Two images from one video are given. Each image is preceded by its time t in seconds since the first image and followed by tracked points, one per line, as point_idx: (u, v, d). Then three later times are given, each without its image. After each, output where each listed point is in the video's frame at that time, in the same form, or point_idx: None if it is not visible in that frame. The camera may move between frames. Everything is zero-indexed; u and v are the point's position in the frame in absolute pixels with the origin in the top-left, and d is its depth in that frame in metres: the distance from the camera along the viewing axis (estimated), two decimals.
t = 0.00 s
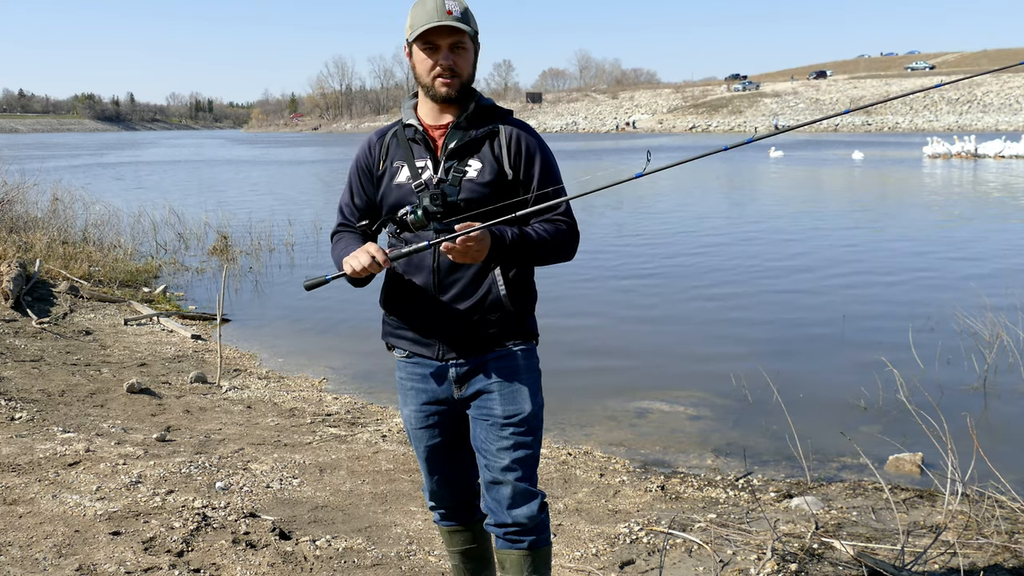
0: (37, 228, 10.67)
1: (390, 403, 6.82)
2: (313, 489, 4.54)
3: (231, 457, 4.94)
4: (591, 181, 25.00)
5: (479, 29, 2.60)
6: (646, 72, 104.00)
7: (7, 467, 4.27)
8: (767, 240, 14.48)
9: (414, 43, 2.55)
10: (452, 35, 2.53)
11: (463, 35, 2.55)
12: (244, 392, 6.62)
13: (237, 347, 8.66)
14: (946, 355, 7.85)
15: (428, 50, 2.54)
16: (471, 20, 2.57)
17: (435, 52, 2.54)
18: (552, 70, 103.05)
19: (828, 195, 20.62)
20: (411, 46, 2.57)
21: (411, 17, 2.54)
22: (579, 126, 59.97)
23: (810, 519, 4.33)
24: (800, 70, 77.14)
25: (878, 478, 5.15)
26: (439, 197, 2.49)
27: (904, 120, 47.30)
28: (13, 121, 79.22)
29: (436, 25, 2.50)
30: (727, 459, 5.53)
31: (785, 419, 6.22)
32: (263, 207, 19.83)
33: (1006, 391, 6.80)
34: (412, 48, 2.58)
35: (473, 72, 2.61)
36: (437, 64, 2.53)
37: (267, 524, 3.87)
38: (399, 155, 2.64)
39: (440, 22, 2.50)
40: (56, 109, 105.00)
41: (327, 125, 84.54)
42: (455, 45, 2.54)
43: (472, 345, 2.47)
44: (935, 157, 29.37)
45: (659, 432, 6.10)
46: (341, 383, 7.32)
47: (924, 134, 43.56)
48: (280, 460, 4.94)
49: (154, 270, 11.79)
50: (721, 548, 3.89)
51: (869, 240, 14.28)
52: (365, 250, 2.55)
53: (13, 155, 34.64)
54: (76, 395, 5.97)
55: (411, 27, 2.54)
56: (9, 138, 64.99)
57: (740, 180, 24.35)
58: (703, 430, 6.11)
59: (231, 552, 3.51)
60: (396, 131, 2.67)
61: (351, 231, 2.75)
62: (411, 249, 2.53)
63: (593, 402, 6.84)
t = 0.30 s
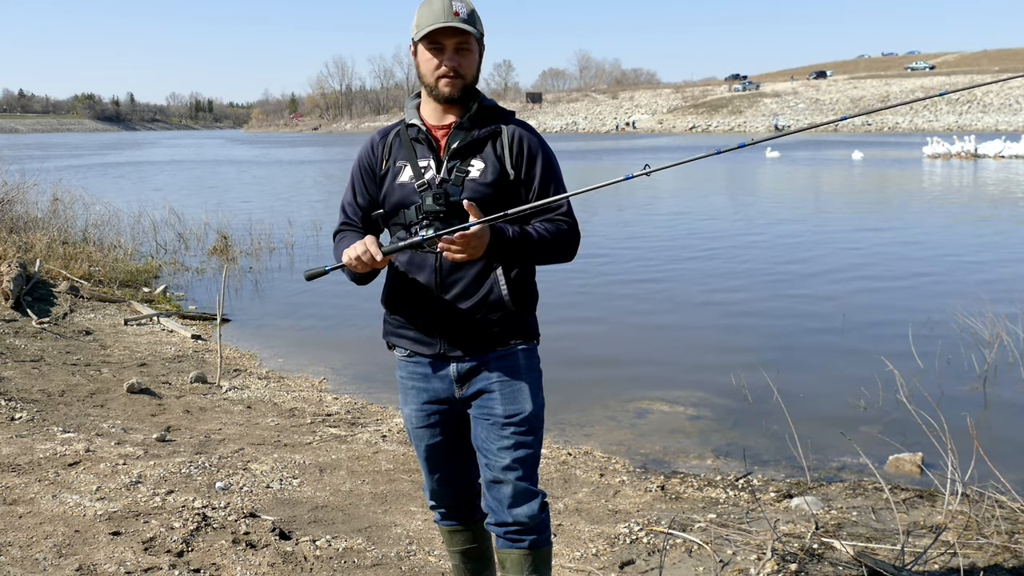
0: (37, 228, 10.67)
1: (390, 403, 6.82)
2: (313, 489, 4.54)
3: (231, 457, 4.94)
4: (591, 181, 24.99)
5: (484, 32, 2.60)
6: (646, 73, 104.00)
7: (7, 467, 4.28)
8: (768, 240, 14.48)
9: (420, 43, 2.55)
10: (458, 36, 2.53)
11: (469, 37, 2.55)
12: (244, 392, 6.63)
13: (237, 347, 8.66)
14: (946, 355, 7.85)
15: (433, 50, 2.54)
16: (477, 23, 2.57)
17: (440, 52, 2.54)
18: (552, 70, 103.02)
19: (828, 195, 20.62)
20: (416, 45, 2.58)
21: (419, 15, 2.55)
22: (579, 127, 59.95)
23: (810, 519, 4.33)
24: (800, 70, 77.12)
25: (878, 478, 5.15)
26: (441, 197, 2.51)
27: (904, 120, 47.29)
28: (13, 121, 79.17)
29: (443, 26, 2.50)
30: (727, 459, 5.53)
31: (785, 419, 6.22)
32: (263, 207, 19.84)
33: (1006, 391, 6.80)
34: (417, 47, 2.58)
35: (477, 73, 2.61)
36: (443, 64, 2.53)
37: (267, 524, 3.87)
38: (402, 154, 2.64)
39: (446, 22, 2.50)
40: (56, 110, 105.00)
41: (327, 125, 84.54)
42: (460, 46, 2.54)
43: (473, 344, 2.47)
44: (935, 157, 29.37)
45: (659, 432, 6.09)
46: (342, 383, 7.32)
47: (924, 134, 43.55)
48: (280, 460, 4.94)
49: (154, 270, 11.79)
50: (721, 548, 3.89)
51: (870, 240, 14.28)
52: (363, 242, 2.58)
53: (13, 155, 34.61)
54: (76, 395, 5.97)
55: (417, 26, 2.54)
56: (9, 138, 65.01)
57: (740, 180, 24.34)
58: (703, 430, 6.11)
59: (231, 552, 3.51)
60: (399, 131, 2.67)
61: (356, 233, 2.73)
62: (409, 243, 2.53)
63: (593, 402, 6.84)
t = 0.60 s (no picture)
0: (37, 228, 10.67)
1: (390, 403, 6.82)
2: (313, 489, 4.55)
3: (231, 457, 4.94)
4: (591, 181, 24.99)
5: (484, 34, 2.59)
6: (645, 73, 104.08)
7: (8, 467, 4.28)
8: (767, 240, 14.49)
9: (421, 46, 2.53)
10: (458, 40, 2.52)
11: (469, 42, 2.53)
12: (244, 392, 6.63)
13: (237, 347, 8.67)
14: (945, 355, 7.86)
15: (434, 54, 2.53)
16: (478, 26, 2.56)
17: (440, 55, 2.53)
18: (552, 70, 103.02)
19: (828, 195, 20.64)
20: (417, 48, 2.56)
21: (421, 17, 2.54)
22: (579, 127, 59.94)
23: (810, 519, 4.33)
24: (800, 70, 77.16)
25: (878, 478, 5.15)
26: (443, 196, 2.52)
27: (904, 120, 47.29)
28: (14, 121, 79.12)
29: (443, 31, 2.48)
30: (727, 459, 5.54)
31: (785, 419, 6.22)
32: (263, 207, 19.84)
33: (1006, 391, 6.80)
34: (418, 49, 2.56)
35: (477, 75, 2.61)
36: (443, 68, 2.53)
37: (267, 524, 3.87)
38: (403, 154, 2.64)
39: (445, 28, 2.49)
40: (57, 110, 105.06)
41: (328, 125, 84.50)
42: (461, 50, 2.53)
43: (473, 344, 2.47)
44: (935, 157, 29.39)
45: (659, 431, 6.10)
46: (342, 383, 7.32)
47: (924, 134, 43.56)
48: (280, 460, 4.94)
49: (153, 270, 11.79)
50: (721, 548, 3.89)
51: (869, 240, 14.29)
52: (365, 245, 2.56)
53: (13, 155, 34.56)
54: (76, 395, 5.98)
55: (418, 30, 2.53)
56: (9, 138, 65.02)
57: (741, 180, 24.33)
58: (702, 430, 6.12)
59: (231, 552, 3.51)
60: (400, 131, 2.67)
61: (359, 234, 2.72)
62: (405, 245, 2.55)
63: (593, 402, 6.85)
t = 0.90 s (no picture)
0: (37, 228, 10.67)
1: (390, 403, 6.83)
2: (313, 489, 4.55)
3: (231, 457, 4.94)
4: (591, 181, 25.00)
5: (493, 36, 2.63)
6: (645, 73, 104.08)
7: (7, 467, 4.28)
8: (767, 240, 14.49)
9: (436, 44, 2.53)
10: (475, 40, 2.55)
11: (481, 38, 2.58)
12: (244, 392, 6.63)
13: (237, 347, 8.67)
14: (945, 355, 7.86)
15: (450, 52, 2.53)
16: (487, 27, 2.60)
17: (457, 55, 2.54)
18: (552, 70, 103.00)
19: (828, 195, 20.63)
20: (429, 47, 2.56)
21: (430, 17, 2.55)
22: (579, 126, 59.94)
23: (810, 519, 4.33)
24: (800, 70, 77.13)
25: (878, 478, 5.15)
26: (441, 197, 2.51)
27: (904, 120, 47.27)
28: (13, 121, 79.04)
29: (463, 30, 2.50)
30: (727, 459, 5.54)
31: (786, 419, 6.22)
32: (263, 207, 19.83)
33: (1006, 390, 6.81)
34: (431, 48, 2.56)
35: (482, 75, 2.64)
36: (459, 67, 2.54)
37: (267, 524, 3.87)
38: (401, 155, 2.64)
39: (466, 27, 2.50)
40: (56, 110, 105.04)
41: (327, 125, 84.49)
42: (475, 50, 2.55)
43: (471, 345, 2.47)
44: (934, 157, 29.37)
45: (659, 432, 6.10)
46: (342, 383, 7.32)
47: (924, 134, 43.53)
48: (280, 460, 4.94)
49: (153, 270, 11.79)
50: (721, 548, 3.89)
51: (869, 240, 14.29)
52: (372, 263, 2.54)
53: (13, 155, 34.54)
54: (76, 395, 5.98)
55: (435, 28, 2.52)
56: (9, 138, 64.99)
57: (741, 180, 24.33)
58: (702, 430, 6.12)
59: (231, 552, 3.51)
60: (398, 131, 2.68)
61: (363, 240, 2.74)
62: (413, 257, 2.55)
63: (593, 402, 6.85)
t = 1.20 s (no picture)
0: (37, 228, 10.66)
1: (390, 403, 6.82)
2: (313, 489, 4.54)
3: (231, 457, 4.94)
4: (591, 181, 24.99)
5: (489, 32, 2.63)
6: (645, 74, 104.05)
7: (7, 467, 4.28)
8: (768, 240, 14.48)
9: (432, 42, 2.52)
10: (472, 36, 2.54)
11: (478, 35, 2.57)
12: (244, 392, 6.62)
13: (237, 347, 8.67)
14: (945, 355, 7.85)
15: (447, 50, 2.53)
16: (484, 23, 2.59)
17: (453, 52, 2.53)
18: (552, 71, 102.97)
19: (828, 195, 20.62)
20: (424, 44, 2.55)
21: (426, 14, 2.53)
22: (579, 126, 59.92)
23: (810, 519, 4.33)
24: (799, 70, 77.08)
25: (878, 478, 5.15)
26: (440, 197, 2.51)
27: (904, 120, 47.24)
28: (14, 121, 78.98)
29: (460, 27, 2.49)
30: (727, 459, 5.53)
31: (786, 419, 6.22)
32: (263, 207, 19.83)
33: (1006, 390, 6.81)
34: (426, 45, 2.55)
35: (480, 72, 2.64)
36: (456, 64, 2.53)
37: (267, 524, 3.87)
38: (398, 154, 2.64)
39: (462, 23, 2.50)
40: (57, 110, 105.04)
41: (328, 126, 84.49)
42: (472, 46, 2.55)
43: (473, 344, 2.46)
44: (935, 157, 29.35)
45: (660, 432, 6.10)
46: (342, 383, 7.32)
47: (924, 134, 43.50)
48: (280, 460, 4.94)
49: (153, 270, 11.78)
50: (721, 548, 3.88)
51: (870, 240, 14.28)
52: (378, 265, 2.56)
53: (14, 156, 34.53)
54: (76, 395, 5.98)
55: (431, 25, 2.52)
56: (10, 138, 64.99)
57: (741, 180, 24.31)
58: (703, 430, 6.12)
59: (231, 552, 3.51)
60: (394, 131, 2.67)
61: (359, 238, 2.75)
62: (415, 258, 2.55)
63: (593, 402, 6.85)
